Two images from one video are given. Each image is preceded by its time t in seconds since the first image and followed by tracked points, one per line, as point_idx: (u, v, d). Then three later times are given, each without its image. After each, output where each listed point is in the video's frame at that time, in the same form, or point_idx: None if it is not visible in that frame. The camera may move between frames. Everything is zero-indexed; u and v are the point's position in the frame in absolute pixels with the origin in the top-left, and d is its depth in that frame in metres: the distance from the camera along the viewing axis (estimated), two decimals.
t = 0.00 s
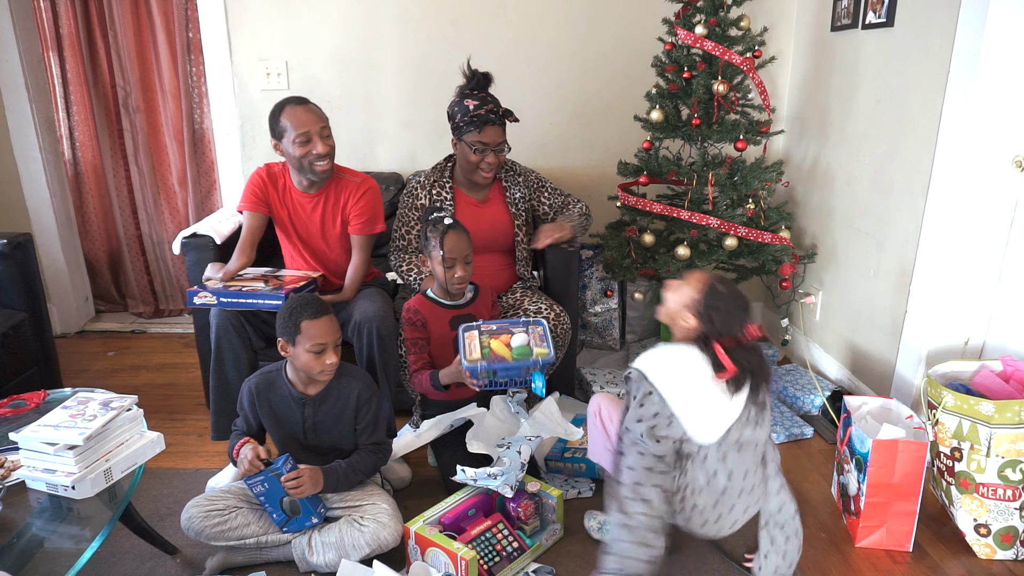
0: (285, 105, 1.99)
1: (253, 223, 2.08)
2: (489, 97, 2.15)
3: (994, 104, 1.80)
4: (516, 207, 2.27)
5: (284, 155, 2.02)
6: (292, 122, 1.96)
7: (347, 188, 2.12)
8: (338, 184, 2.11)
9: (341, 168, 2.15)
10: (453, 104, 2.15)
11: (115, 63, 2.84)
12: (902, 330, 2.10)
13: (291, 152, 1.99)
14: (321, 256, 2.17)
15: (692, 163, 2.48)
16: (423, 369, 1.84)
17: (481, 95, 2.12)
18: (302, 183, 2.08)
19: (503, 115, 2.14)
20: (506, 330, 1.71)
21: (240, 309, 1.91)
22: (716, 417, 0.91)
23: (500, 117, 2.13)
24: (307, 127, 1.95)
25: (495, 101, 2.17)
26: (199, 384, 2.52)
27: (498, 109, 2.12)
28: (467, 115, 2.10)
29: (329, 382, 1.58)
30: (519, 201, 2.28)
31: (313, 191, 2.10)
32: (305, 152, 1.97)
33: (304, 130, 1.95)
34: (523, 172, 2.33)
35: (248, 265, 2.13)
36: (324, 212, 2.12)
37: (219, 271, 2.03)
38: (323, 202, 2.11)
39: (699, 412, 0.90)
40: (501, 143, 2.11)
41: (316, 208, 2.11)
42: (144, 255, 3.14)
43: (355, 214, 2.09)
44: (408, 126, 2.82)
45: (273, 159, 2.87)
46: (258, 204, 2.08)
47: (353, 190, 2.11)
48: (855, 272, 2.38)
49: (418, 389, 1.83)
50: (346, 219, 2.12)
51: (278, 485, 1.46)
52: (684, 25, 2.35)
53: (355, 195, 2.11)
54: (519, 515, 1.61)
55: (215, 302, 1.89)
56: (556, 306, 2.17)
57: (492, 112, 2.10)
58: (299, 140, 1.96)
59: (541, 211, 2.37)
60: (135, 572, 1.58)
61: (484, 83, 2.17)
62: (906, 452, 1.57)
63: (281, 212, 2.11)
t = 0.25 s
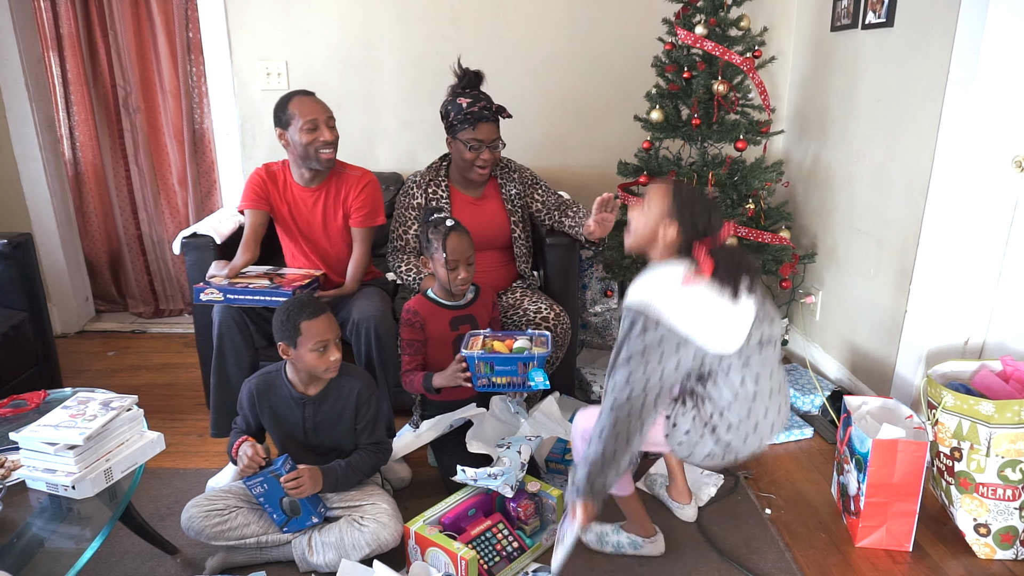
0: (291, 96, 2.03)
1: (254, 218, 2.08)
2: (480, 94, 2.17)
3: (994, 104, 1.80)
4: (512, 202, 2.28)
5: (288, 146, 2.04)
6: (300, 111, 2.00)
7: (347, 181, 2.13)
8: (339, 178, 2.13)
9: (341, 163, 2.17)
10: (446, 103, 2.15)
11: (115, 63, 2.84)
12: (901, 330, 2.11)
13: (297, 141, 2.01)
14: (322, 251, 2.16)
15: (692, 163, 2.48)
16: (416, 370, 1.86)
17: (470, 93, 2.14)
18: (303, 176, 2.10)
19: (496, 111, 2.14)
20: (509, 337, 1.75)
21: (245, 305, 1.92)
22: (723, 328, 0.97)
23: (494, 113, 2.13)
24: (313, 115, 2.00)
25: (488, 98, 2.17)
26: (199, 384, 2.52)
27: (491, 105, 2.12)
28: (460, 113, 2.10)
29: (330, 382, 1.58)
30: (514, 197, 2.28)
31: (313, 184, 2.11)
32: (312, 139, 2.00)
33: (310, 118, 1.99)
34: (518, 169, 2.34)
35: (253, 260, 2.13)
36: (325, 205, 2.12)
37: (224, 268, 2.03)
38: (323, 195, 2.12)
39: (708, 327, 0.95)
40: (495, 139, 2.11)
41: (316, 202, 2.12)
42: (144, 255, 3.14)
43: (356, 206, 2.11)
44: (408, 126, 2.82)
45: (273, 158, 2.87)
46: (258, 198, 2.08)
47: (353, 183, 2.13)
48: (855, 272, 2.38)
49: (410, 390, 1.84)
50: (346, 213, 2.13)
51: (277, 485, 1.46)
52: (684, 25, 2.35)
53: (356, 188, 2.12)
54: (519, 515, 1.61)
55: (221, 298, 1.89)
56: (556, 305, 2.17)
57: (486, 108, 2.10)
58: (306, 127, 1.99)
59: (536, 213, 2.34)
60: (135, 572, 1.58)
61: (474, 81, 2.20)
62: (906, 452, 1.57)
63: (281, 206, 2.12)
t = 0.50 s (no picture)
0: (293, 92, 2.05)
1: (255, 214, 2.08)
2: (475, 93, 2.17)
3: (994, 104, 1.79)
4: (510, 202, 2.28)
5: (290, 140, 2.05)
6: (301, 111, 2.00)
7: (347, 177, 2.14)
8: (338, 173, 2.14)
9: (340, 159, 2.18)
10: (442, 102, 2.15)
11: (115, 63, 2.84)
12: (902, 330, 2.11)
13: (297, 134, 2.02)
14: (324, 247, 2.16)
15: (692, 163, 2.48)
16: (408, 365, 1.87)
17: (466, 92, 2.14)
18: (303, 173, 2.10)
19: (492, 109, 2.14)
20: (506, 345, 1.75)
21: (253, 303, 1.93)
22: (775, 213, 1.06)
23: (490, 111, 2.13)
24: (315, 109, 2.01)
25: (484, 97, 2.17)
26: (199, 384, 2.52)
27: (488, 104, 2.12)
28: (456, 111, 2.10)
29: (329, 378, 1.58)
30: (513, 196, 2.28)
31: (314, 180, 2.12)
32: (313, 130, 2.01)
33: (312, 111, 2.01)
34: (516, 169, 2.34)
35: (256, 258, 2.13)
36: (325, 200, 2.13)
37: (230, 265, 2.04)
38: (324, 191, 2.13)
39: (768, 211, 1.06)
40: (492, 137, 2.11)
41: (316, 198, 2.12)
42: (144, 255, 3.14)
43: (356, 201, 2.12)
44: (408, 126, 2.82)
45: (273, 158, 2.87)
46: (258, 195, 2.09)
47: (353, 178, 2.14)
48: (855, 273, 2.38)
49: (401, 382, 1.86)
50: (346, 208, 2.13)
51: (277, 485, 1.46)
52: (684, 25, 2.35)
53: (356, 183, 2.13)
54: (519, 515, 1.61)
55: (229, 295, 1.92)
56: (555, 305, 2.17)
57: (481, 106, 2.10)
58: (306, 120, 2.00)
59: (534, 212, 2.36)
60: (135, 572, 1.58)
61: (470, 81, 2.20)
62: (906, 452, 1.57)
63: (281, 203, 2.12)
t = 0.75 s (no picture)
0: (291, 92, 2.05)
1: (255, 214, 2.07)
2: (474, 92, 2.17)
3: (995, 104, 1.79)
4: (511, 201, 2.28)
5: (289, 138, 2.06)
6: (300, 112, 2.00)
7: (347, 175, 2.15)
8: (338, 170, 2.15)
9: (339, 158, 2.19)
10: (442, 101, 2.15)
11: (115, 63, 2.84)
12: (902, 330, 2.11)
13: (296, 131, 2.03)
14: (325, 245, 2.16)
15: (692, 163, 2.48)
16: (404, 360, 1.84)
17: (465, 91, 2.14)
18: (303, 171, 2.11)
19: (490, 106, 2.15)
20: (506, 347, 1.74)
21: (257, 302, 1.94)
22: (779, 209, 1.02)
23: (488, 108, 2.14)
24: (313, 106, 2.02)
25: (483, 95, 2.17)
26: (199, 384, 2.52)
27: (486, 101, 2.12)
28: (455, 110, 2.10)
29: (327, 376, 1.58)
30: (513, 196, 2.28)
31: (313, 178, 2.12)
32: (310, 126, 2.01)
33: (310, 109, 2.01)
34: (517, 168, 2.34)
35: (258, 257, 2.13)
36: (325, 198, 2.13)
37: (234, 262, 2.05)
38: (323, 189, 2.13)
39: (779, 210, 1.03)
40: (491, 134, 2.11)
41: (315, 196, 2.13)
42: (144, 255, 3.14)
43: (356, 198, 2.13)
44: (408, 125, 2.82)
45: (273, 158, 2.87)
46: (259, 194, 2.08)
47: (353, 176, 2.15)
48: (855, 272, 2.38)
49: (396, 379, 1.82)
50: (346, 207, 2.14)
51: (276, 484, 1.46)
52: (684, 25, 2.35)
53: (356, 181, 2.14)
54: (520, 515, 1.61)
55: (233, 292, 1.92)
56: (556, 305, 2.17)
57: (479, 103, 2.10)
58: (304, 116, 2.01)
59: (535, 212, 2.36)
60: (135, 572, 1.58)
61: (469, 80, 2.20)
62: (906, 452, 1.57)
63: (281, 202, 2.12)
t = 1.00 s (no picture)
0: (291, 93, 2.06)
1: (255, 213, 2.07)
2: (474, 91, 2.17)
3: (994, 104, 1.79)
4: (512, 201, 2.28)
5: (287, 138, 2.06)
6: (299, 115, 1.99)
7: (346, 174, 2.16)
8: (338, 170, 2.15)
9: (338, 158, 2.19)
10: (442, 101, 2.15)
11: (115, 63, 2.84)
12: (902, 330, 2.11)
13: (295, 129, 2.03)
14: (325, 245, 2.16)
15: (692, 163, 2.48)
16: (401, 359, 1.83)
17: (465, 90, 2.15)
18: (302, 171, 2.11)
19: (490, 104, 2.15)
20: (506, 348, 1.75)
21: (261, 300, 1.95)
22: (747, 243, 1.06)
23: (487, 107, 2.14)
24: (312, 106, 2.02)
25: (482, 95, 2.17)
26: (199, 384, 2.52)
27: (485, 99, 2.13)
28: (455, 109, 2.11)
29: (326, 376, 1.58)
30: (514, 196, 2.28)
31: (313, 178, 2.12)
32: (308, 126, 2.01)
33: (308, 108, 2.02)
34: (517, 169, 2.34)
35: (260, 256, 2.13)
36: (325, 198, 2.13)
37: (236, 260, 2.05)
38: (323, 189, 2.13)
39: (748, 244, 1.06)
40: (490, 133, 2.11)
41: (315, 196, 2.13)
42: (144, 255, 3.14)
43: (355, 198, 2.12)
44: (408, 125, 2.82)
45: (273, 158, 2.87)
46: (259, 193, 2.09)
47: (352, 176, 2.15)
48: (855, 272, 2.38)
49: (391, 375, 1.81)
50: (346, 206, 2.14)
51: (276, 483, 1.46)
52: (683, 25, 2.35)
53: (355, 181, 2.14)
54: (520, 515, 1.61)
55: (236, 290, 1.93)
56: (556, 305, 2.17)
57: (478, 102, 2.11)
58: (302, 115, 2.01)
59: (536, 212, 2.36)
60: (135, 572, 1.58)
61: (468, 80, 2.20)
62: (906, 452, 1.57)
63: (281, 202, 2.12)
